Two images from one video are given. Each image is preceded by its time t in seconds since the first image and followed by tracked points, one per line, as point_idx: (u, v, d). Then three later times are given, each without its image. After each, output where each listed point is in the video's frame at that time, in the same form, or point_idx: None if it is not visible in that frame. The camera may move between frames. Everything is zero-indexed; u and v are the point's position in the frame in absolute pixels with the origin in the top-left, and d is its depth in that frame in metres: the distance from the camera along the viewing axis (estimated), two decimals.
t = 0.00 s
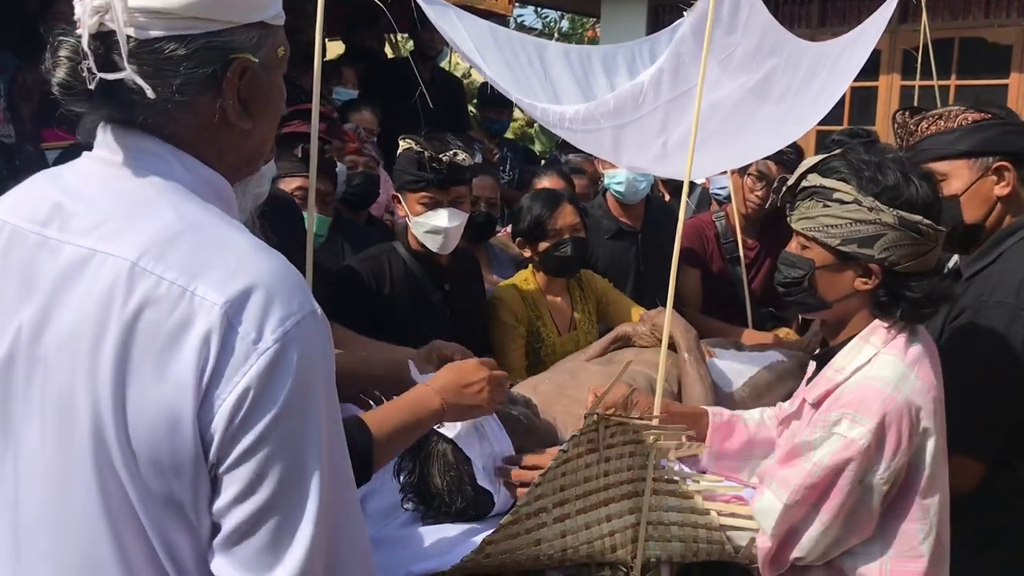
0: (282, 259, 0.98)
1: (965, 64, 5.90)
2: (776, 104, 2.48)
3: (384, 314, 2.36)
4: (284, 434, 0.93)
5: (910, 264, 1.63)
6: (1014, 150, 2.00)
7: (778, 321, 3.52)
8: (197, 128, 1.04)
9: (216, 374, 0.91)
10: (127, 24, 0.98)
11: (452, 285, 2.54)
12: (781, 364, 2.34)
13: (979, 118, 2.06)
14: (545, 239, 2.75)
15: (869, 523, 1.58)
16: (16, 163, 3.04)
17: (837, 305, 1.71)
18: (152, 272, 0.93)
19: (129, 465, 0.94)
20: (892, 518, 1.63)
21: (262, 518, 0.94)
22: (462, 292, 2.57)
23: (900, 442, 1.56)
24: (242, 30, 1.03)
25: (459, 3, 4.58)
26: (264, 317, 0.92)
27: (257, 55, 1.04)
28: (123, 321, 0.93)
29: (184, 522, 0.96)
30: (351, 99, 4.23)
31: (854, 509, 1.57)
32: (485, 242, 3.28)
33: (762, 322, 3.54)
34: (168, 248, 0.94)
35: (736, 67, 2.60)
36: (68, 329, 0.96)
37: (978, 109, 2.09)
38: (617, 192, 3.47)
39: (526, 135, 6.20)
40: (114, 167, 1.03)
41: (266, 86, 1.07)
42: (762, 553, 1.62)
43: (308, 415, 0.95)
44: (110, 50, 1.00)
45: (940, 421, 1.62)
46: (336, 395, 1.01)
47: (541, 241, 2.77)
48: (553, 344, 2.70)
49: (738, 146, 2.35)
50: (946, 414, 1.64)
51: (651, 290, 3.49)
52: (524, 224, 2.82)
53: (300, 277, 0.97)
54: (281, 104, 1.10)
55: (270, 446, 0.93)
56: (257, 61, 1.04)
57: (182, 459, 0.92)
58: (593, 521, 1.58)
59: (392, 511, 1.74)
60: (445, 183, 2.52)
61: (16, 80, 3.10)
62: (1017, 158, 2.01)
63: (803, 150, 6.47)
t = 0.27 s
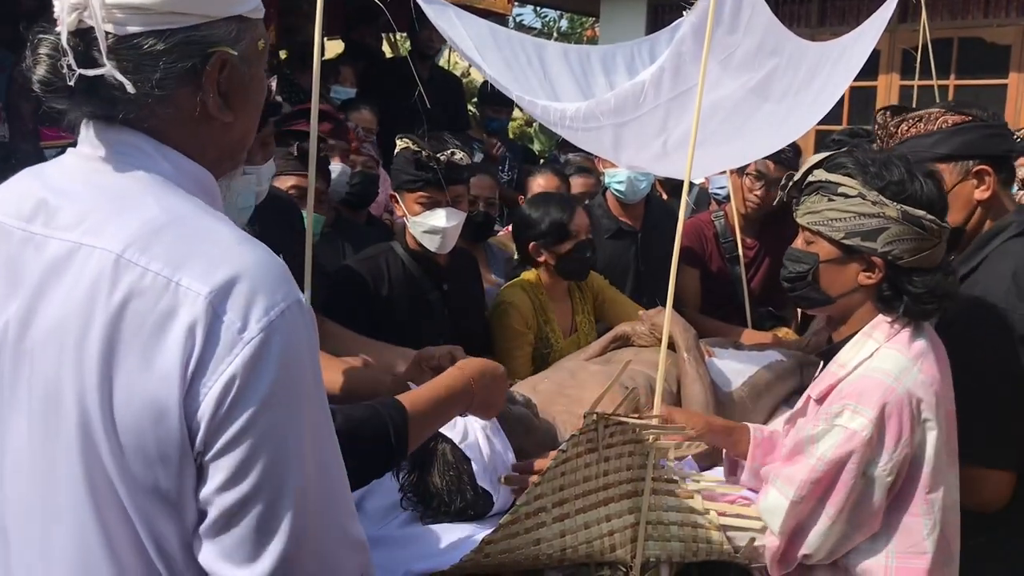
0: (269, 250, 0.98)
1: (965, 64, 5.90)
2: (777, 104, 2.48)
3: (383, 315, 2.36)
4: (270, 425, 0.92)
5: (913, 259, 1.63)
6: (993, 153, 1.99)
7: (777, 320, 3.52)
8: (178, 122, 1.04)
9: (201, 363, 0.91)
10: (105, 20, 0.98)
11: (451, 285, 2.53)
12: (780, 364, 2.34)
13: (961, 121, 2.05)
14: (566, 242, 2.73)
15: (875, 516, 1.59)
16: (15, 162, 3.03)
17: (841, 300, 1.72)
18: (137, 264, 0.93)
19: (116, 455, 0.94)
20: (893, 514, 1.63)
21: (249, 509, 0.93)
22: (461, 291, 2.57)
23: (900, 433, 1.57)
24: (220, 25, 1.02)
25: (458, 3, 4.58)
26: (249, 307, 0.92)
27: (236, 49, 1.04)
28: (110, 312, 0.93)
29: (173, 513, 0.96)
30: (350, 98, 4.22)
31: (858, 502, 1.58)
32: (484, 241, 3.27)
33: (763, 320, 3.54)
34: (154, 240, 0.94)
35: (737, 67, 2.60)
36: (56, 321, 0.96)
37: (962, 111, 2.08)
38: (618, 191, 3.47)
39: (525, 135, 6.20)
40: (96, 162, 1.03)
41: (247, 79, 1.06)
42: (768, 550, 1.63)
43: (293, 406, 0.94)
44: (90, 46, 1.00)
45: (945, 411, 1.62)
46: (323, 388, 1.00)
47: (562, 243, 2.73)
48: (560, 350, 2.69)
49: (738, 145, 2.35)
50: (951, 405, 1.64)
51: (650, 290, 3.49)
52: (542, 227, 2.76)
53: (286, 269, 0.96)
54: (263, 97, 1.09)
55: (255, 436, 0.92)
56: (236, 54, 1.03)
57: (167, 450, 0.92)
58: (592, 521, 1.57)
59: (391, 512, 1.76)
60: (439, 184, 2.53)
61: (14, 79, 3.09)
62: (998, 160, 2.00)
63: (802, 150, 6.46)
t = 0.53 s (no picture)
0: (251, 242, 0.98)
1: (964, 64, 5.90)
2: (777, 103, 2.48)
3: (382, 315, 2.37)
4: (256, 412, 0.92)
5: (915, 254, 1.65)
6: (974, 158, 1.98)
7: (777, 320, 3.52)
8: (159, 120, 1.04)
9: (184, 354, 0.91)
10: (84, 19, 0.98)
11: (448, 284, 2.52)
12: (779, 364, 2.33)
13: (943, 124, 2.03)
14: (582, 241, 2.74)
15: (884, 509, 1.62)
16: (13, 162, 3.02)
17: (845, 296, 1.73)
18: (120, 257, 0.93)
19: (102, 449, 0.93)
20: (900, 509, 1.67)
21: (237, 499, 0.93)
22: (461, 290, 2.56)
23: (908, 424, 1.61)
24: (199, 21, 1.02)
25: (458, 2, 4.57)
26: (230, 297, 0.92)
27: (216, 45, 1.04)
28: (94, 305, 0.93)
29: (160, 506, 0.95)
30: (348, 98, 4.22)
31: (866, 494, 1.62)
32: (483, 241, 3.27)
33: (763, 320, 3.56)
34: (137, 233, 0.95)
35: (737, 66, 2.60)
36: (40, 317, 0.96)
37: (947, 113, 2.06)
38: (619, 190, 3.47)
39: (525, 134, 6.20)
40: (80, 160, 1.03)
41: (227, 76, 1.06)
42: (777, 545, 1.65)
43: (278, 394, 0.94)
44: (70, 46, 1.00)
45: (950, 405, 1.67)
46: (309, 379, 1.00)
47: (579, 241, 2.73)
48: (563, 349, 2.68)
49: (737, 145, 2.35)
50: (957, 401, 1.69)
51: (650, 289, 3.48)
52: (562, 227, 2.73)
53: (268, 260, 0.97)
54: (245, 96, 1.09)
55: (240, 424, 0.91)
56: (216, 51, 1.03)
57: (153, 441, 0.92)
58: (592, 521, 1.57)
59: (390, 513, 1.75)
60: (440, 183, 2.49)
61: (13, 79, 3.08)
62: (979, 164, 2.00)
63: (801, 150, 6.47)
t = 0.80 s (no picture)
0: (238, 238, 0.98)
1: (965, 64, 5.90)
2: (778, 104, 2.48)
3: (384, 314, 2.37)
4: (247, 406, 0.92)
5: (923, 253, 1.66)
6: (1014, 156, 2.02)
7: (777, 320, 3.52)
8: (130, 116, 1.04)
9: (172, 349, 0.91)
10: (58, 12, 0.99)
11: (449, 284, 2.53)
12: (780, 365, 2.34)
13: (988, 119, 2.06)
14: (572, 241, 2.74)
15: (893, 504, 1.63)
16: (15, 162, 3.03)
17: (853, 294, 1.74)
18: (106, 255, 0.94)
19: (91, 445, 0.94)
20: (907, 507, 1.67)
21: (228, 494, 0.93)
22: (461, 290, 2.56)
23: (917, 419, 1.62)
24: (175, 22, 1.02)
25: (459, 3, 4.57)
26: (217, 293, 0.92)
27: (192, 47, 1.03)
28: (81, 301, 0.93)
29: (152, 502, 0.95)
30: (349, 98, 4.22)
31: (875, 490, 1.62)
32: (485, 241, 3.27)
33: (763, 320, 3.55)
34: (122, 230, 0.95)
35: (738, 67, 2.59)
36: (27, 313, 0.96)
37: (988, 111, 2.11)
38: (622, 188, 3.48)
39: (526, 134, 6.21)
40: (63, 156, 1.04)
41: (205, 80, 1.05)
42: (784, 542, 1.65)
43: (268, 388, 0.94)
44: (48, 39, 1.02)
45: (958, 401, 1.68)
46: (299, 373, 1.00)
47: (570, 242, 2.74)
48: (561, 344, 2.71)
49: (738, 145, 2.35)
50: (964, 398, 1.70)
51: (651, 289, 3.48)
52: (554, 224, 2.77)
53: (254, 255, 0.97)
54: (227, 102, 1.09)
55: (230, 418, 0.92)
56: (191, 52, 1.03)
57: (142, 437, 0.92)
58: (592, 522, 1.57)
59: (390, 513, 1.75)
60: (440, 181, 2.48)
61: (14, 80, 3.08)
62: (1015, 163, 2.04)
63: (802, 150, 6.47)
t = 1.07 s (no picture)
0: (225, 238, 0.98)
1: (967, 65, 5.90)
2: (780, 103, 2.48)
3: (386, 315, 2.37)
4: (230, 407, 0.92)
5: (933, 251, 1.67)
6: None
7: (779, 321, 3.53)
8: (122, 117, 1.05)
9: (155, 350, 0.91)
10: (41, 17, 1.01)
11: (451, 283, 2.53)
12: (781, 366, 2.34)
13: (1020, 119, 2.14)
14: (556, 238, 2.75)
15: (899, 499, 1.62)
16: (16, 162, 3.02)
17: (864, 293, 1.74)
18: (94, 253, 0.95)
19: (74, 445, 0.94)
20: (911, 504, 1.67)
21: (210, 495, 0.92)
22: (462, 290, 2.56)
23: (923, 411, 1.61)
24: (160, 19, 1.02)
25: (462, 3, 4.57)
26: (202, 293, 0.92)
27: (179, 44, 1.03)
28: (66, 300, 0.94)
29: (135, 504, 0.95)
30: (351, 98, 4.22)
31: (880, 484, 1.62)
32: (487, 241, 3.27)
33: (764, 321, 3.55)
34: (109, 230, 0.96)
35: (740, 66, 2.60)
36: (13, 310, 0.96)
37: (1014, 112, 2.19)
38: (624, 189, 3.47)
39: (527, 135, 6.21)
40: (56, 160, 1.06)
41: (197, 76, 1.05)
42: (789, 538, 1.65)
43: (254, 389, 0.94)
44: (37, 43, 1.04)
45: (963, 395, 1.68)
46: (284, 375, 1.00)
47: (554, 238, 2.75)
48: (560, 342, 2.71)
49: (739, 143, 2.35)
50: (969, 392, 1.71)
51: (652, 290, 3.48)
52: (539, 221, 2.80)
53: (241, 255, 0.97)
54: (223, 99, 1.10)
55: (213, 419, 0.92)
56: (176, 49, 1.03)
57: (124, 438, 0.92)
58: (594, 523, 1.56)
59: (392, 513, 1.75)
60: (446, 181, 2.48)
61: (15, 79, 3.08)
62: None
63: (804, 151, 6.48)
